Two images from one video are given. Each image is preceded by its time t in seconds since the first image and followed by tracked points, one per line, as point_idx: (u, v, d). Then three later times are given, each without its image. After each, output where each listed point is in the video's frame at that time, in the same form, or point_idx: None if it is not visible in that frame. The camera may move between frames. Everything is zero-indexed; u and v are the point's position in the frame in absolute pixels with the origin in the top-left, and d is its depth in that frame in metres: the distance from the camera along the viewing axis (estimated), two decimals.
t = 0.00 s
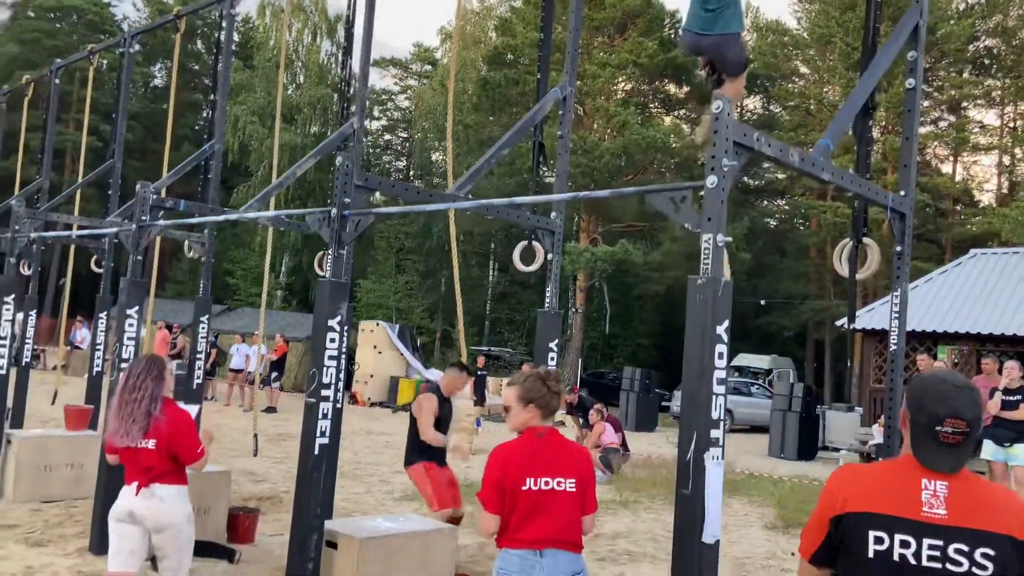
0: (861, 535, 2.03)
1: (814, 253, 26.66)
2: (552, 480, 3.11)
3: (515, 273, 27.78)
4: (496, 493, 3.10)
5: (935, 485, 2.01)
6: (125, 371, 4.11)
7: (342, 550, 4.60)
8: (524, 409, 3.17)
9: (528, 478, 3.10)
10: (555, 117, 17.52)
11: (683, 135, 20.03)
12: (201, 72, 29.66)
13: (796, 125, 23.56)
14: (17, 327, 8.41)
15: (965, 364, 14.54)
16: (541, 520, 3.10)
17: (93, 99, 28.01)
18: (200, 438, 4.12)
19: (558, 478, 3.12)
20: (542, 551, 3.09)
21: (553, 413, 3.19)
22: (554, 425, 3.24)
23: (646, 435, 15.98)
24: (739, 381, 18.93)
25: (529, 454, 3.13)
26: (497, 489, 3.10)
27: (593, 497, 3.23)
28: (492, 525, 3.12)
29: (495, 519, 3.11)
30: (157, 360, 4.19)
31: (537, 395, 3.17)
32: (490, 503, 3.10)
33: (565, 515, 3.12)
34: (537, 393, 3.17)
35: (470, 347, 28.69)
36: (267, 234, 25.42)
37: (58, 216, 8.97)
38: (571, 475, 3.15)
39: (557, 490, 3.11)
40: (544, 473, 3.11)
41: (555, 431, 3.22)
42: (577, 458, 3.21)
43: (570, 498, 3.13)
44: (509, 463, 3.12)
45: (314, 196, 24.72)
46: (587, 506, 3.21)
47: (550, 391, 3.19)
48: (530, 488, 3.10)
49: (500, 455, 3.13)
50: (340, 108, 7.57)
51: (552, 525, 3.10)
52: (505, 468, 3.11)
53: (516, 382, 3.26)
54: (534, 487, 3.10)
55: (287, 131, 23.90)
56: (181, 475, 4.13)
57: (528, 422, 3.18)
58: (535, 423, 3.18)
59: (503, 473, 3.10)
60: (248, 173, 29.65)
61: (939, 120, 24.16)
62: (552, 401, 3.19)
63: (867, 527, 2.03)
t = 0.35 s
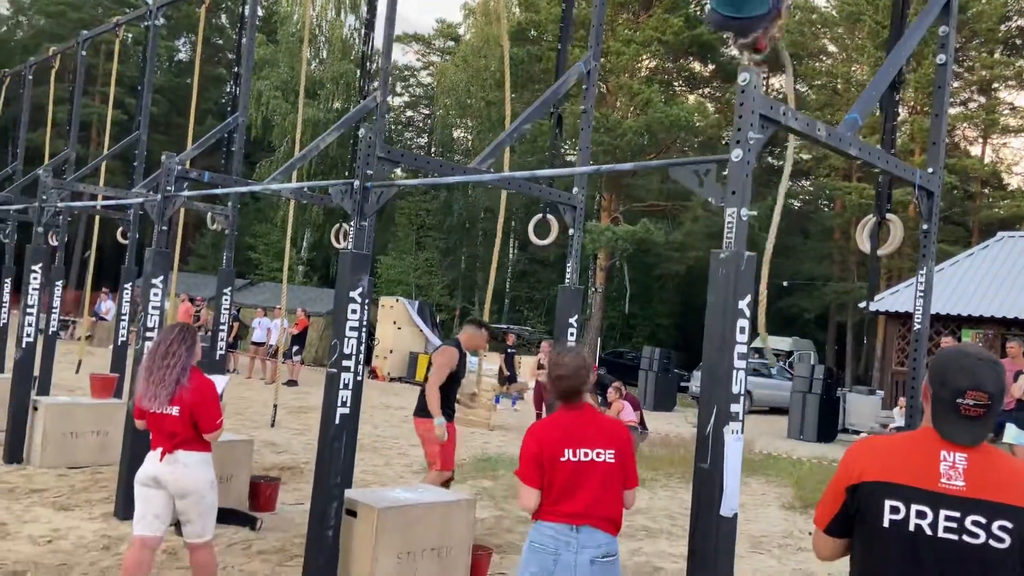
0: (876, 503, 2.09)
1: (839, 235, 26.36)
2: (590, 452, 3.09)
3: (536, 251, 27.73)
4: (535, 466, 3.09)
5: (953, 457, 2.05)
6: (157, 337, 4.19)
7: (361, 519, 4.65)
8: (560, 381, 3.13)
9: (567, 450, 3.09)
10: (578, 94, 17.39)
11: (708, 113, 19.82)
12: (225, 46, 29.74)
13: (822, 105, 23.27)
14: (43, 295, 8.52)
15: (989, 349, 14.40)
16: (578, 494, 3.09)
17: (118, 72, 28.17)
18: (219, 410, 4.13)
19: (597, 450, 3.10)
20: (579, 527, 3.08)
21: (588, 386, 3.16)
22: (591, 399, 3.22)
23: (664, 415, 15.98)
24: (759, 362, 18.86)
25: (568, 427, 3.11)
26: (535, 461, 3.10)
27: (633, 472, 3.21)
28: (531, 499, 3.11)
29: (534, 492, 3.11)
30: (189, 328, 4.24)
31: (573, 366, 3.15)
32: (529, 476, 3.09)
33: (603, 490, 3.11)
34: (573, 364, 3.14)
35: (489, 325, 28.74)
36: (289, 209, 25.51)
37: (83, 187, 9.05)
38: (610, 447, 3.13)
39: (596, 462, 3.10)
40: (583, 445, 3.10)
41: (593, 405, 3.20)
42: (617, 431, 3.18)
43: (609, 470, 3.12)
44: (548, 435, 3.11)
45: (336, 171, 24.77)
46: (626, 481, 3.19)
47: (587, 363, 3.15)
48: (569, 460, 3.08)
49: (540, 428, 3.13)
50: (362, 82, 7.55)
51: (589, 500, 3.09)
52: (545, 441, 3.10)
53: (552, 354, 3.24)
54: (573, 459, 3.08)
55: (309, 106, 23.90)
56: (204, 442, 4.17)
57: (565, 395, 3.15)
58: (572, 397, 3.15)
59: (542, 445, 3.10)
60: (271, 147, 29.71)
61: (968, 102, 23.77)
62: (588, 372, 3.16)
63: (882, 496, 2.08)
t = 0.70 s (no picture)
0: (885, 492, 2.08)
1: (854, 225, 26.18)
2: (580, 441, 3.02)
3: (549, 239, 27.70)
4: (524, 456, 3.07)
5: (962, 447, 2.05)
6: (177, 322, 4.25)
7: (373, 506, 4.68)
8: (545, 373, 3.06)
9: (556, 439, 3.03)
10: (593, 82, 17.31)
11: (724, 102, 19.71)
12: (240, 33, 29.80)
13: (839, 94, 23.10)
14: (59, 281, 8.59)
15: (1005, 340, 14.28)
16: (569, 483, 3.04)
17: (134, 59, 28.30)
18: (232, 394, 4.15)
19: (586, 439, 3.02)
20: (572, 517, 3.02)
21: (577, 376, 3.07)
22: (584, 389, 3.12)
23: (676, 404, 15.97)
24: (773, 352, 18.80)
25: (556, 416, 3.05)
26: (526, 451, 3.08)
27: (631, 461, 3.10)
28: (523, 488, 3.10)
29: (527, 483, 3.09)
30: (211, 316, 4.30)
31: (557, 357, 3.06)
32: (519, 466, 3.07)
33: (595, 478, 3.04)
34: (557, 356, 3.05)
35: (502, 313, 28.77)
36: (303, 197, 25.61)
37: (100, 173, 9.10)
38: (601, 434, 3.04)
39: (586, 451, 3.02)
40: (572, 434, 3.03)
41: (585, 394, 3.11)
42: (610, 419, 3.08)
43: (600, 458, 3.04)
44: (537, 425, 3.07)
45: (351, 159, 24.84)
46: (624, 470, 3.09)
47: (571, 355, 3.05)
48: (557, 449, 3.03)
49: (529, 418, 3.10)
50: (377, 70, 7.53)
51: (581, 490, 3.03)
52: (534, 430, 3.07)
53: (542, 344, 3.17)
54: (562, 448, 3.02)
55: (324, 94, 23.92)
56: (218, 428, 4.21)
57: (554, 387, 3.07)
58: (562, 388, 3.07)
59: (531, 435, 3.07)
60: (286, 135, 29.78)
61: (987, 91, 23.54)
62: (573, 363, 3.05)
63: (891, 485, 2.07)
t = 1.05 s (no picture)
0: (893, 485, 2.07)
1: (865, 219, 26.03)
2: (508, 436, 2.96)
3: (558, 235, 27.68)
4: (450, 449, 3.02)
5: (971, 439, 2.03)
6: (197, 314, 4.27)
7: (383, 500, 4.69)
8: (475, 365, 3.01)
9: (483, 434, 2.98)
10: (602, 76, 17.26)
11: (734, 96, 19.61)
12: (249, 30, 29.87)
13: (849, 87, 22.98)
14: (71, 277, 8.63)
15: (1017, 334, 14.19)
16: (497, 479, 2.97)
17: (144, 57, 28.39)
18: (242, 393, 4.16)
19: (514, 434, 2.97)
20: (499, 514, 2.94)
21: (507, 369, 3.02)
22: (517, 382, 3.08)
23: (686, 399, 15.94)
24: (783, 347, 18.72)
25: (486, 411, 2.99)
26: (452, 445, 3.03)
27: (558, 458, 3.04)
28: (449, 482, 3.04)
29: (454, 476, 3.03)
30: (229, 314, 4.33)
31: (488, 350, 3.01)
32: (446, 460, 3.02)
33: (521, 474, 2.97)
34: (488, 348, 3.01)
35: (512, 309, 28.76)
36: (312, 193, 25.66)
37: (110, 170, 9.14)
38: (530, 431, 2.99)
39: (513, 446, 2.97)
40: (499, 429, 2.97)
41: (517, 388, 3.06)
42: (539, 414, 3.03)
43: (528, 454, 2.98)
44: (465, 418, 3.01)
45: (360, 156, 24.87)
46: (552, 467, 3.03)
47: (504, 348, 3.00)
48: (484, 445, 2.97)
49: (458, 411, 3.04)
50: (385, 66, 7.51)
51: (506, 486, 2.96)
52: (461, 424, 3.01)
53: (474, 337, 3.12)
54: (489, 443, 2.96)
55: (332, 90, 23.91)
56: (227, 424, 4.22)
57: (485, 378, 3.01)
58: (493, 381, 3.01)
59: (458, 429, 3.01)
60: (295, 132, 29.82)
61: (999, 83, 23.36)
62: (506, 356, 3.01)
63: (899, 478, 2.06)
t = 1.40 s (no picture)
0: (901, 484, 2.08)
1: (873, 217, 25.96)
2: (475, 440, 2.96)
3: (565, 235, 27.72)
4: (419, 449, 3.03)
5: (978, 438, 2.04)
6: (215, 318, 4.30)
7: (391, 500, 4.71)
8: (446, 360, 3.04)
9: (449, 437, 2.98)
10: (607, 76, 17.27)
11: (739, 95, 19.63)
12: (255, 32, 29.99)
13: (855, 85, 22.94)
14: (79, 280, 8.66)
15: None
16: (462, 481, 2.96)
17: (151, 60, 28.52)
18: (258, 396, 4.20)
19: (481, 437, 2.96)
20: (469, 514, 2.94)
21: (476, 365, 3.01)
22: (485, 381, 3.06)
23: (694, 398, 15.93)
24: (790, 346, 18.69)
25: (450, 412, 2.99)
26: (422, 445, 3.05)
27: (527, 458, 3.03)
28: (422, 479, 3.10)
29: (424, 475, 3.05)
30: (244, 320, 4.37)
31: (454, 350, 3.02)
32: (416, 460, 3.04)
33: (489, 475, 2.96)
34: (455, 347, 3.01)
35: (518, 308, 28.80)
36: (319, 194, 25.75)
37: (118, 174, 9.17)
38: (497, 434, 2.97)
39: (478, 450, 2.95)
40: (465, 431, 2.96)
41: (484, 386, 3.03)
42: (505, 414, 3.00)
43: (494, 457, 2.96)
44: (431, 419, 3.03)
45: (366, 157, 24.95)
46: (520, 465, 3.01)
47: (470, 347, 2.99)
48: (451, 447, 2.97)
49: (425, 411, 3.06)
50: (391, 69, 7.51)
51: (475, 487, 2.94)
52: (429, 425, 3.03)
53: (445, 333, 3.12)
54: (456, 446, 2.97)
55: (338, 92, 23.97)
56: (238, 427, 4.25)
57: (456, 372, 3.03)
58: (464, 375, 3.02)
59: (426, 429, 3.03)
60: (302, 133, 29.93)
61: (1006, 80, 23.26)
62: (472, 355, 3.01)
63: (907, 478, 2.07)
